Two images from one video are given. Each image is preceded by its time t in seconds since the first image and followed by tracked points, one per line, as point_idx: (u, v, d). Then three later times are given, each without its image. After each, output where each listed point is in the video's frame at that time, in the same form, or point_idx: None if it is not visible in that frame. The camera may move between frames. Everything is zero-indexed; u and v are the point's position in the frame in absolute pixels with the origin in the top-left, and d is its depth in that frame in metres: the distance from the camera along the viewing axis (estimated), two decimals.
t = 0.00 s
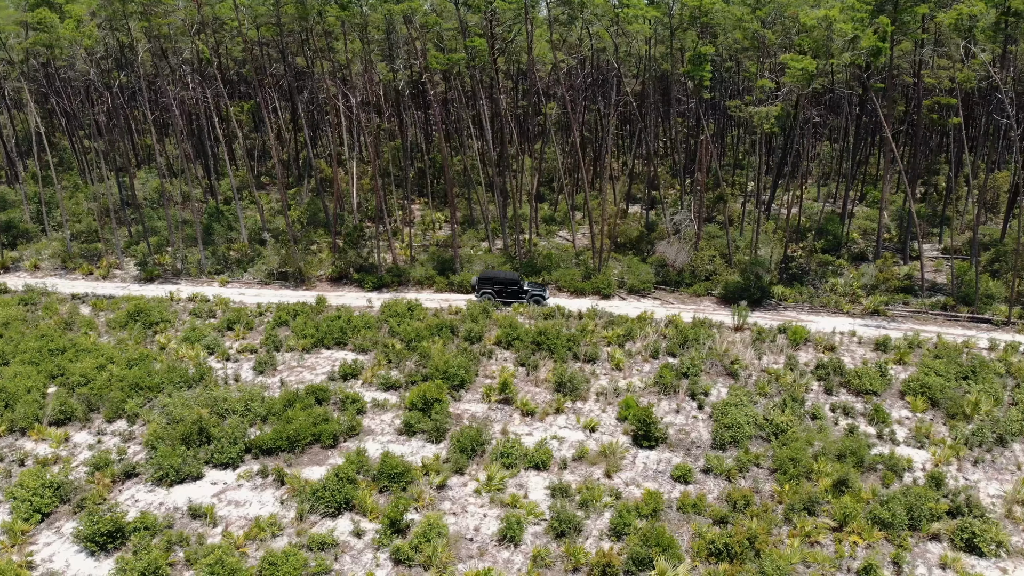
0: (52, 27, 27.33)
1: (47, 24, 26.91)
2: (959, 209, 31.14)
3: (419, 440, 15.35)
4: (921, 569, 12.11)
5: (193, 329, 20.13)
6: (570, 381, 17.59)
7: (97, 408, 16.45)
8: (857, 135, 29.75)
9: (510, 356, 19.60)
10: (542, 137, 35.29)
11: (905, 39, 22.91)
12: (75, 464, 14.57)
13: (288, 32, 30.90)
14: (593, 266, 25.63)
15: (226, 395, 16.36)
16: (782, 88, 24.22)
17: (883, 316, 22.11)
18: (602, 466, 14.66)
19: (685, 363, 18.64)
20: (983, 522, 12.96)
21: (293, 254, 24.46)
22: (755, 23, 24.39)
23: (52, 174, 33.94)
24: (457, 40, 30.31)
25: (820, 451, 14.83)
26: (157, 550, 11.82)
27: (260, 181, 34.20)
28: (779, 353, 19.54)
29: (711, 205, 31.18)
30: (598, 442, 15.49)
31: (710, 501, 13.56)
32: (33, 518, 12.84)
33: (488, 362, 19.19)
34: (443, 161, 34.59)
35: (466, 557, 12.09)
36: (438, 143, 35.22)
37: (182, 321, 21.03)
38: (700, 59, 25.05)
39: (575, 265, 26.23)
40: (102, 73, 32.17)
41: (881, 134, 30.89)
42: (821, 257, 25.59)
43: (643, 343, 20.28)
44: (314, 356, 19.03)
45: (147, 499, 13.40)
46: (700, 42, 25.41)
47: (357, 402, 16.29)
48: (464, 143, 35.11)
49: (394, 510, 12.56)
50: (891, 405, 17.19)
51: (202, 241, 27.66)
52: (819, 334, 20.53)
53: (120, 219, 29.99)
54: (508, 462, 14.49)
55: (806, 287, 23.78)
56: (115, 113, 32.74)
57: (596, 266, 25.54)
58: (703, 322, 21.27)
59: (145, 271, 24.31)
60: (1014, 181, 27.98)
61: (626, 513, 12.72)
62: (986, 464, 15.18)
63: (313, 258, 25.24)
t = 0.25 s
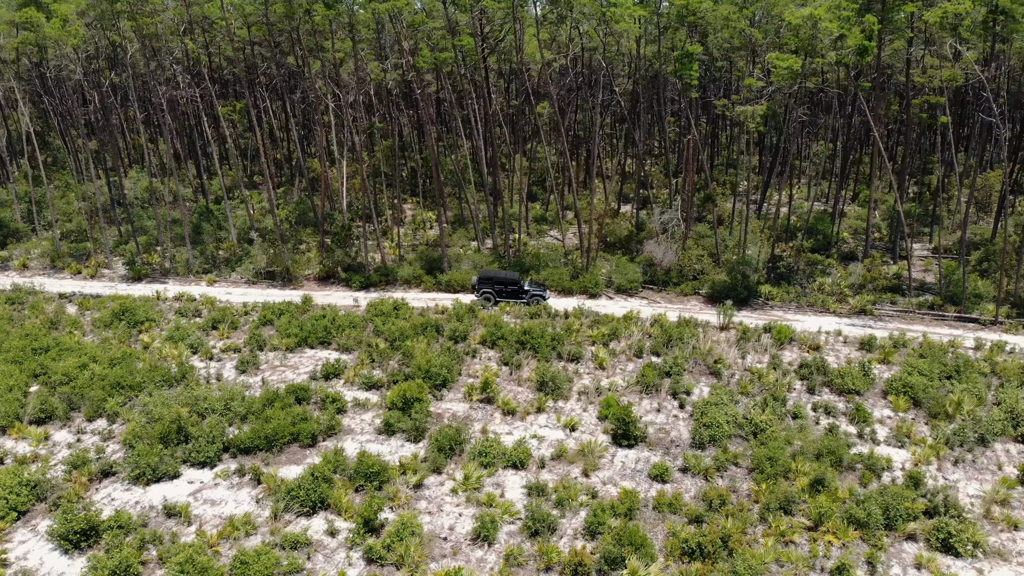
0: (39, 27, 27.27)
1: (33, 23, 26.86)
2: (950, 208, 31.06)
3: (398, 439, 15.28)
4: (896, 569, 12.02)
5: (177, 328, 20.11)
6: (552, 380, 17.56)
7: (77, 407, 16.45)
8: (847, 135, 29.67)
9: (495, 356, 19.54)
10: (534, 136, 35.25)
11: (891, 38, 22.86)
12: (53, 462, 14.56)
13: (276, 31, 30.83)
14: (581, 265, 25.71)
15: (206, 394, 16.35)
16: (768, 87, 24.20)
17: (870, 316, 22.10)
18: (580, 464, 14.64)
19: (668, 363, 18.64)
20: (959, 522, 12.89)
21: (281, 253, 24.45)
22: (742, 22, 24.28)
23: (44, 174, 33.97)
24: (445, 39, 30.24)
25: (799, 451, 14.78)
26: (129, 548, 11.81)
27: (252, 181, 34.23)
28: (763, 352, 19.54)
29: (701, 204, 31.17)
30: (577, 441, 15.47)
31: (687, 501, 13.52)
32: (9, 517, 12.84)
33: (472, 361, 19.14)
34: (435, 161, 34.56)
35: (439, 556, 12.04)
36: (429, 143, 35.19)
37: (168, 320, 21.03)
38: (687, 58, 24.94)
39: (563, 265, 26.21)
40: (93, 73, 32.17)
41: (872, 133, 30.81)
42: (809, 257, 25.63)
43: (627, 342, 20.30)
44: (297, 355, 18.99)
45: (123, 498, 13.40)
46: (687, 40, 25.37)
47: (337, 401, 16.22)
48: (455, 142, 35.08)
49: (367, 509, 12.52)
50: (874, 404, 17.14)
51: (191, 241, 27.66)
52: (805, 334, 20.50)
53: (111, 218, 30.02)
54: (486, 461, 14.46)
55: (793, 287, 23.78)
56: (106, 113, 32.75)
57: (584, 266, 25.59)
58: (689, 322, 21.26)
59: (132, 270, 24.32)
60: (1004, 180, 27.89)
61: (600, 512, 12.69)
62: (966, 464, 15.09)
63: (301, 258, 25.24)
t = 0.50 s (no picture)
0: (25, 26, 27.24)
1: (20, 23, 26.82)
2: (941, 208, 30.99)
3: (377, 439, 15.22)
4: (870, 569, 11.96)
5: (161, 328, 20.10)
6: (534, 380, 17.53)
7: (58, 406, 16.45)
8: (837, 134, 29.59)
9: (478, 355, 19.48)
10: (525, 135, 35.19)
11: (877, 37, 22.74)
12: (30, 461, 14.57)
13: (265, 31, 30.79)
14: (568, 265, 25.75)
15: (186, 394, 16.34)
16: (755, 86, 24.10)
17: (856, 315, 22.09)
18: (557, 464, 14.62)
19: (651, 363, 18.63)
20: (935, 523, 12.83)
21: (268, 253, 24.45)
22: (728, 22, 24.21)
23: (36, 173, 34.01)
24: (434, 38, 30.17)
25: (777, 451, 14.74)
26: (101, 547, 11.81)
27: (243, 180, 34.24)
28: (746, 352, 19.54)
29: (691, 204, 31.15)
30: (556, 441, 15.44)
31: (663, 500, 13.49)
32: None
33: (455, 361, 19.08)
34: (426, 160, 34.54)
35: (411, 555, 11.99)
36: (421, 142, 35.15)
37: (152, 320, 21.03)
38: (673, 58, 24.87)
39: (551, 265, 26.19)
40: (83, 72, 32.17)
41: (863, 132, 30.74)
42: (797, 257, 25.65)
43: (612, 342, 20.31)
44: (280, 355, 18.96)
45: (98, 497, 13.41)
46: (674, 39, 25.27)
47: (317, 402, 16.15)
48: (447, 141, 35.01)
49: (340, 508, 12.48)
50: (855, 404, 17.10)
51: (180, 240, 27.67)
52: (789, 333, 20.48)
53: (101, 218, 30.03)
54: (463, 461, 14.40)
55: (780, 287, 23.80)
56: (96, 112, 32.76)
57: (571, 265, 25.63)
58: (674, 322, 21.25)
59: (120, 269, 24.33)
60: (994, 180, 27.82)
61: (574, 512, 12.64)
62: (946, 464, 15.02)
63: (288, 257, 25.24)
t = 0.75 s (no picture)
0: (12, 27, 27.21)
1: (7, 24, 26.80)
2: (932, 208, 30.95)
3: (356, 440, 15.18)
4: (844, 571, 11.91)
5: (145, 329, 20.10)
6: (516, 380, 17.52)
7: (39, 406, 16.46)
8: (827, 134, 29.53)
9: (463, 355, 19.42)
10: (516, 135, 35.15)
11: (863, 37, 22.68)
12: (9, 462, 14.58)
13: (254, 31, 30.76)
14: (556, 265, 25.76)
15: (167, 395, 16.34)
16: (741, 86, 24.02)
17: (843, 315, 22.09)
18: (535, 464, 14.60)
19: (634, 363, 18.66)
20: (911, 524, 12.77)
21: (255, 253, 24.46)
22: (714, 22, 24.12)
23: (28, 174, 34.05)
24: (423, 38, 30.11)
25: (756, 451, 14.72)
26: (74, 547, 11.81)
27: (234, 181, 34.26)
28: (730, 352, 19.55)
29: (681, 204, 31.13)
30: (536, 441, 15.41)
31: (639, 501, 13.46)
32: None
33: (439, 361, 19.03)
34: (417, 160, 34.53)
35: (384, 556, 11.96)
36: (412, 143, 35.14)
37: (138, 320, 21.04)
38: (660, 58, 24.79)
39: (539, 265, 26.20)
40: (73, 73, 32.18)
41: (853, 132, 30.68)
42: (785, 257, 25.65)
43: (596, 342, 20.31)
44: (264, 355, 18.94)
45: (75, 497, 13.42)
46: (661, 39, 25.19)
47: (297, 402, 16.11)
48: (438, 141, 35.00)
49: (314, 509, 12.45)
50: (837, 405, 17.08)
51: (169, 240, 27.69)
52: (775, 334, 20.47)
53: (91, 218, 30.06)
54: (441, 462, 14.35)
55: (767, 287, 23.79)
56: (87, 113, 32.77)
57: (559, 266, 25.64)
58: (659, 323, 21.27)
59: (107, 270, 24.34)
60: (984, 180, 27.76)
61: (549, 513, 12.61)
62: (925, 465, 14.95)
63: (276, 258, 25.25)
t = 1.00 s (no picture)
0: None
1: None
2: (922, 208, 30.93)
3: (335, 440, 15.15)
4: (817, 572, 11.87)
5: (130, 328, 20.11)
6: (497, 380, 17.47)
7: (19, 406, 16.46)
8: (818, 134, 29.44)
9: (446, 355, 19.35)
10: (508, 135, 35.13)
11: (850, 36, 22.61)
12: None
13: (243, 31, 30.73)
14: (544, 266, 25.77)
15: (148, 394, 16.35)
16: (728, 85, 23.94)
17: (829, 315, 22.07)
18: (513, 464, 14.57)
19: (617, 363, 18.67)
20: (887, 525, 12.73)
21: (242, 253, 24.46)
22: (700, 21, 24.07)
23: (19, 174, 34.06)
24: (412, 38, 30.05)
25: (734, 452, 14.70)
26: (47, 547, 11.81)
27: (225, 180, 34.24)
28: (714, 352, 19.55)
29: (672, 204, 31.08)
30: (515, 441, 15.39)
31: (615, 502, 13.44)
32: None
33: (423, 361, 18.96)
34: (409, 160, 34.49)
35: (357, 556, 11.93)
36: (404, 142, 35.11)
37: (123, 320, 21.05)
38: (647, 58, 24.74)
39: (527, 265, 26.20)
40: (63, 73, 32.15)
41: (844, 131, 30.59)
42: (772, 257, 25.68)
43: (581, 342, 20.30)
44: (247, 355, 18.94)
45: (51, 497, 13.42)
46: (648, 38, 25.12)
47: (278, 402, 16.09)
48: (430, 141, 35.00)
49: (288, 509, 12.43)
50: (819, 405, 17.05)
51: (158, 240, 27.68)
52: (760, 333, 20.46)
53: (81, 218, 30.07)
54: (419, 462, 14.31)
55: (754, 287, 23.79)
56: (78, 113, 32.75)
57: (547, 266, 25.65)
58: (645, 322, 21.26)
59: (95, 269, 24.34)
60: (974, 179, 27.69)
61: (523, 513, 12.58)
62: (905, 465, 14.90)
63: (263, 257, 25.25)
